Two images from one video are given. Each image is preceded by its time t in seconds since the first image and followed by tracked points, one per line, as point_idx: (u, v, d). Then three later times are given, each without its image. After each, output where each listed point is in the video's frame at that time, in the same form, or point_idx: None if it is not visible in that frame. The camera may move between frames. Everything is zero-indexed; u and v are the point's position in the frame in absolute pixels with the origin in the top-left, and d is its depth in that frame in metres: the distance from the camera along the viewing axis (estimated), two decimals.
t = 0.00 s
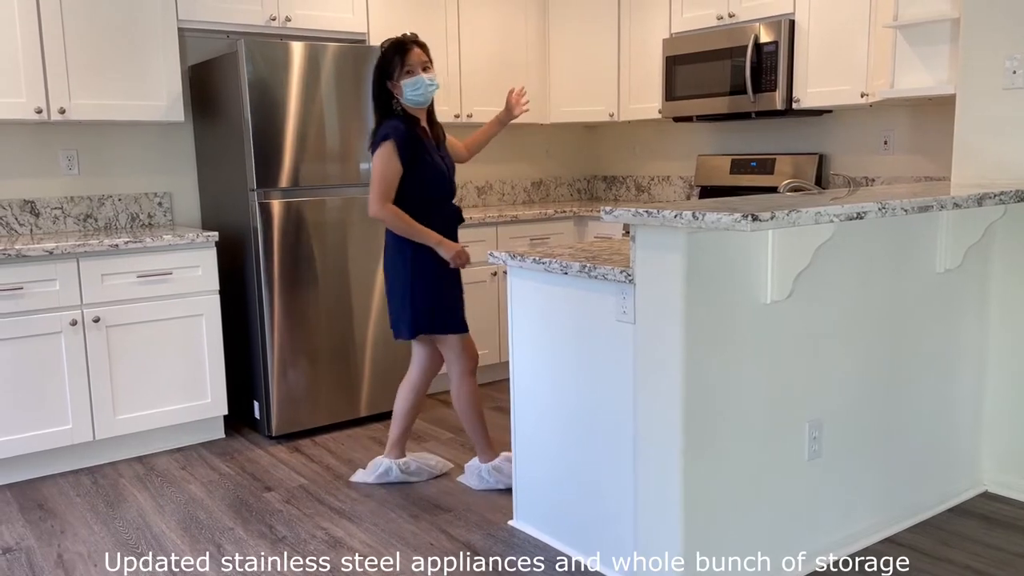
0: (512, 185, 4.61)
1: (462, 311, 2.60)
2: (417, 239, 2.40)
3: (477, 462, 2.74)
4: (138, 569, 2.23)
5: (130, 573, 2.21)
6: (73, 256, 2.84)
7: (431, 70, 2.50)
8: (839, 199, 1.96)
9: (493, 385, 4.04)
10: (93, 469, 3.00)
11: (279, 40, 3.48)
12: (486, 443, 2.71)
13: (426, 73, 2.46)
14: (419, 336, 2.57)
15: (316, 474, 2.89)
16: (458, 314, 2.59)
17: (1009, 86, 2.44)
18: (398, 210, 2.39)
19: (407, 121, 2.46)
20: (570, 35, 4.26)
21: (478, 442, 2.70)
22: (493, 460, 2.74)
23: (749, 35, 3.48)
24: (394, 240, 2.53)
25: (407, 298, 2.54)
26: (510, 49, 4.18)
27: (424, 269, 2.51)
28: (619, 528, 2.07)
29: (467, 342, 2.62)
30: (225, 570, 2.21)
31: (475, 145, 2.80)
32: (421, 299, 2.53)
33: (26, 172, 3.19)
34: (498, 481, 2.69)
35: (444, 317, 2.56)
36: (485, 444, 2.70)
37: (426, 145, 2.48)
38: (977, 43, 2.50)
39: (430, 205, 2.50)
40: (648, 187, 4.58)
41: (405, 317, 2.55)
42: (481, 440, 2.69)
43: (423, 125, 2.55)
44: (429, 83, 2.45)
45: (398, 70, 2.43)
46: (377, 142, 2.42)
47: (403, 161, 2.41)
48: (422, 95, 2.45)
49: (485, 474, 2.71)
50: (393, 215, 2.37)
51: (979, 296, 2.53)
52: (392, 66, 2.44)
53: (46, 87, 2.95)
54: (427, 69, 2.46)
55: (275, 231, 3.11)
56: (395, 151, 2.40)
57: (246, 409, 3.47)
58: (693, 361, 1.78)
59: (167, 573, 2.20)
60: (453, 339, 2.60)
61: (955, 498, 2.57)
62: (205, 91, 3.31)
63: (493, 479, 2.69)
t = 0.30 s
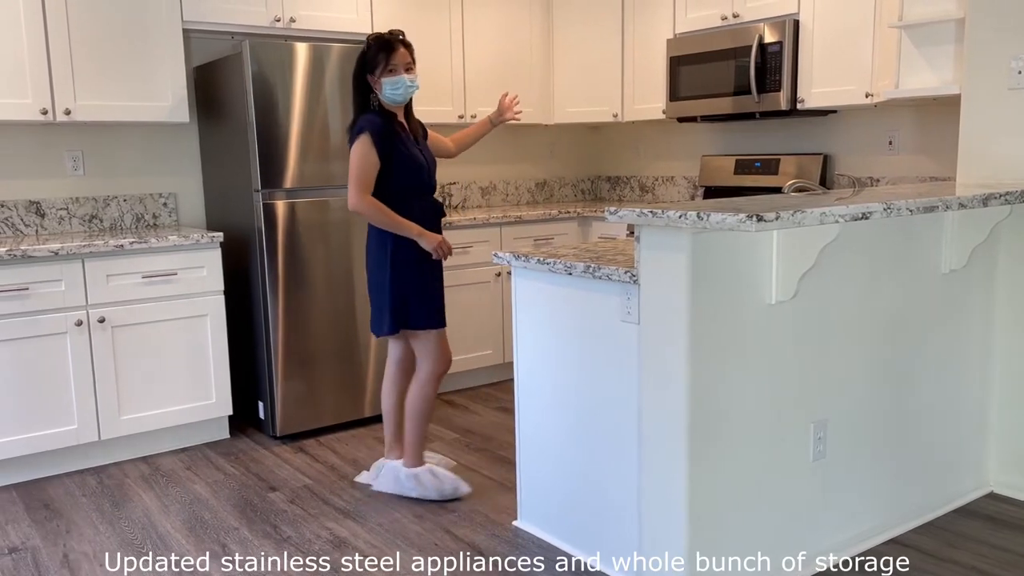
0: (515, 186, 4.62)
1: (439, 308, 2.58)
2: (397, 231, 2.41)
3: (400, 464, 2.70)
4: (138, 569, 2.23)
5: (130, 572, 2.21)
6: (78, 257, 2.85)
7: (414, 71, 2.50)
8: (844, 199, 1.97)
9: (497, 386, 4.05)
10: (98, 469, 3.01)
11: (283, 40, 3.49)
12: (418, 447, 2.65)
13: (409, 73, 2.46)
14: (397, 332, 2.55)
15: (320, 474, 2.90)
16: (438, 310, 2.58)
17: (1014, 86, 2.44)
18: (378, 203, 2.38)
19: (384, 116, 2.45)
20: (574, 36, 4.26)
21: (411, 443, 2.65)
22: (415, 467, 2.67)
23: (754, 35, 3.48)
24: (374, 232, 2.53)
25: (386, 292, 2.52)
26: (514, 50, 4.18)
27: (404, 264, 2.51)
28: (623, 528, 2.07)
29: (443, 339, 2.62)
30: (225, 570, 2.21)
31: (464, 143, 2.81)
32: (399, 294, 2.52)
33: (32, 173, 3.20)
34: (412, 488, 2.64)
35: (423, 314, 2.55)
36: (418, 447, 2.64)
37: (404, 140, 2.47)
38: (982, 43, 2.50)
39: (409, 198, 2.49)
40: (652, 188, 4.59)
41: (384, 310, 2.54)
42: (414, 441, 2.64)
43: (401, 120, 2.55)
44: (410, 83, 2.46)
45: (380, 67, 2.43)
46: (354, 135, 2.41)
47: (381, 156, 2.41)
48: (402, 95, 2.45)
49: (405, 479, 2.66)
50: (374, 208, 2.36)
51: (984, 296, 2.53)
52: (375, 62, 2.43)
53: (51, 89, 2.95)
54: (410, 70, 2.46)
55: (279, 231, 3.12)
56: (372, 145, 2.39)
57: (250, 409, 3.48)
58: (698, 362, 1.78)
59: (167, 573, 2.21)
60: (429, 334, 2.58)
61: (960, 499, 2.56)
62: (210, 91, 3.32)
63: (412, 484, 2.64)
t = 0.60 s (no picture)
0: (520, 186, 4.61)
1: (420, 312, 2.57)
2: (390, 231, 2.40)
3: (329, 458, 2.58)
4: (138, 569, 2.24)
5: (130, 572, 2.22)
6: (85, 257, 2.86)
7: (404, 70, 2.49)
8: (850, 199, 1.96)
9: (502, 386, 4.05)
10: (105, 469, 3.02)
11: (289, 41, 3.49)
12: (354, 450, 2.59)
13: (400, 72, 2.46)
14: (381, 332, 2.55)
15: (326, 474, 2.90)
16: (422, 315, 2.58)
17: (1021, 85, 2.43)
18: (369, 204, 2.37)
19: (374, 117, 2.45)
20: (579, 35, 4.25)
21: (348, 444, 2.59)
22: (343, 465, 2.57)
23: (759, 35, 3.48)
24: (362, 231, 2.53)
25: (372, 289, 2.52)
26: (519, 50, 4.18)
27: (392, 262, 2.50)
28: (628, 527, 2.07)
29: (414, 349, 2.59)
30: (225, 570, 2.21)
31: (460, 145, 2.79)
32: (382, 293, 2.52)
33: (39, 173, 3.21)
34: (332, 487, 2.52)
35: (406, 317, 2.54)
36: (352, 449, 2.58)
37: (395, 142, 2.47)
38: (989, 42, 2.49)
39: (400, 199, 2.49)
40: (657, 188, 4.58)
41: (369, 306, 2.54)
42: (351, 442, 2.58)
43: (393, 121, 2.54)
44: (401, 83, 2.45)
45: (370, 67, 2.42)
46: (342, 138, 2.40)
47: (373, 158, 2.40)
48: (393, 95, 2.45)
49: (327, 476, 2.53)
50: (365, 209, 2.35)
51: (991, 296, 2.52)
52: (364, 62, 2.43)
53: (58, 89, 2.96)
54: (400, 69, 2.46)
55: (285, 231, 3.12)
56: (361, 146, 2.38)
57: (256, 409, 3.48)
58: (704, 362, 1.78)
59: (166, 573, 2.21)
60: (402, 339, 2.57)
61: (967, 500, 2.55)
62: (216, 92, 3.33)
63: (332, 483, 2.51)
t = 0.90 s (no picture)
0: (527, 186, 4.61)
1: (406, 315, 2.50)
2: (377, 235, 2.37)
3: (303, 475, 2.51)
4: (138, 569, 2.24)
5: (130, 572, 2.22)
6: (93, 257, 2.87)
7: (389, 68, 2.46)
8: (857, 199, 1.95)
9: (509, 386, 4.05)
10: (113, 468, 3.03)
11: (296, 41, 3.50)
12: (329, 462, 2.51)
13: (385, 71, 2.43)
14: (366, 339, 2.49)
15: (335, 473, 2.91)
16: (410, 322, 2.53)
17: None
18: (354, 207, 2.34)
19: (360, 118, 2.42)
20: (585, 35, 4.25)
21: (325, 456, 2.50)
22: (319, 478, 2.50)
23: (766, 35, 3.47)
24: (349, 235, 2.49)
25: (358, 295, 2.47)
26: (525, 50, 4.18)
27: (381, 266, 2.45)
28: (634, 527, 2.07)
29: (387, 358, 2.52)
30: (225, 570, 2.22)
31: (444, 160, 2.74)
32: (367, 299, 2.46)
33: (47, 174, 3.23)
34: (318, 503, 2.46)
35: (394, 323, 2.48)
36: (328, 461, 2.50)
37: (382, 143, 2.44)
38: (997, 40, 2.48)
39: (388, 201, 2.45)
40: (664, 188, 4.57)
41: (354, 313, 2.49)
42: (327, 453, 2.50)
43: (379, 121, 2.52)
44: (387, 82, 2.42)
45: (355, 67, 2.39)
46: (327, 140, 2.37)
47: (358, 159, 2.37)
48: (380, 94, 2.42)
49: (309, 495, 2.47)
50: (351, 213, 2.32)
51: (1000, 296, 2.51)
52: (349, 62, 2.40)
53: (67, 90, 2.97)
54: (386, 68, 2.43)
55: (292, 231, 3.13)
56: (346, 148, 2.35)
57: (263, 409, 3.49)
58: (711, 363, 1.77)
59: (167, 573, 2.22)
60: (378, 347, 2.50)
61: (975, 501, 2.54)
62: (224, 91, 3.33)
63: (316, 500, 2.46)
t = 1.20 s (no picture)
0: (535, 186, 4.61)
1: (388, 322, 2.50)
2: (358, 243, 2.35)
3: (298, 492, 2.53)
4: (138, 569, 2.25)
5: (130, 572, 2.23)
6: (104, 257, 2.88)
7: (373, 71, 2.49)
8: (867, 199, 1.94)
9: (517, 386, 4.05)
10: (123, 467, 3.04)
11: (305, 41, 3.51)
12: (322, 475, 2.51)
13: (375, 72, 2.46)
14: (348, 351, 2.45)
15: (344, 473, 2.91)
16: (393, 329, 2.52)
17: None
18: (334, 214, 2.31)
19: (340, 123, 2.37)
20: (594, 35, 4.24)
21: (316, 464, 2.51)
22: (317, 492, 2.51)
23: (776, 34, 3.46)
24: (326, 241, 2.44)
25: (339, 305, 2.43)
26: (534, 49, 4.17)
27: (364, 276, 2.43)
28: (643, 527, 2.07)
29: (361, 368, 2.50)
30: (225, 570, 2.22)
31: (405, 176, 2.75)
32: (350, 309, 2.43)
33: (58, 174, 3.24)
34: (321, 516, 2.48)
35: (376, 331, 2.48)
36: (321, 476, 2.51)
37: (361, 148, 2.41)
38: (1009, 39, 2.47)
39: (365, 207, 2.43)
40: (672, 187, 4.57)
41: (337, 324, 2.44)
42: (318, 467, 2.51)
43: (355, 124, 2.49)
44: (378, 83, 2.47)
45: (353, 65, 2.37)
46: (307, 144, 2.32)
47: (338, 165, 2.34)
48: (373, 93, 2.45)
49: (310, 509, 2.48)
50: (332, 221, 2.30)
51: (1011, 297, 2.50)
52: (341, 62, 2.34)
53: (77, 90, 2.99)
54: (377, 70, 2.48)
55: (301, 231, 3.13)
56: (327, 154, 2.30)
57: (272, 409, 3.50)
58: (720, 363, 1.77)
59: (167, 573, 2.22)
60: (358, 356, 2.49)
61: (986, 502, 2.53)
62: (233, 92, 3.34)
63: (319, 513, 2.47)
